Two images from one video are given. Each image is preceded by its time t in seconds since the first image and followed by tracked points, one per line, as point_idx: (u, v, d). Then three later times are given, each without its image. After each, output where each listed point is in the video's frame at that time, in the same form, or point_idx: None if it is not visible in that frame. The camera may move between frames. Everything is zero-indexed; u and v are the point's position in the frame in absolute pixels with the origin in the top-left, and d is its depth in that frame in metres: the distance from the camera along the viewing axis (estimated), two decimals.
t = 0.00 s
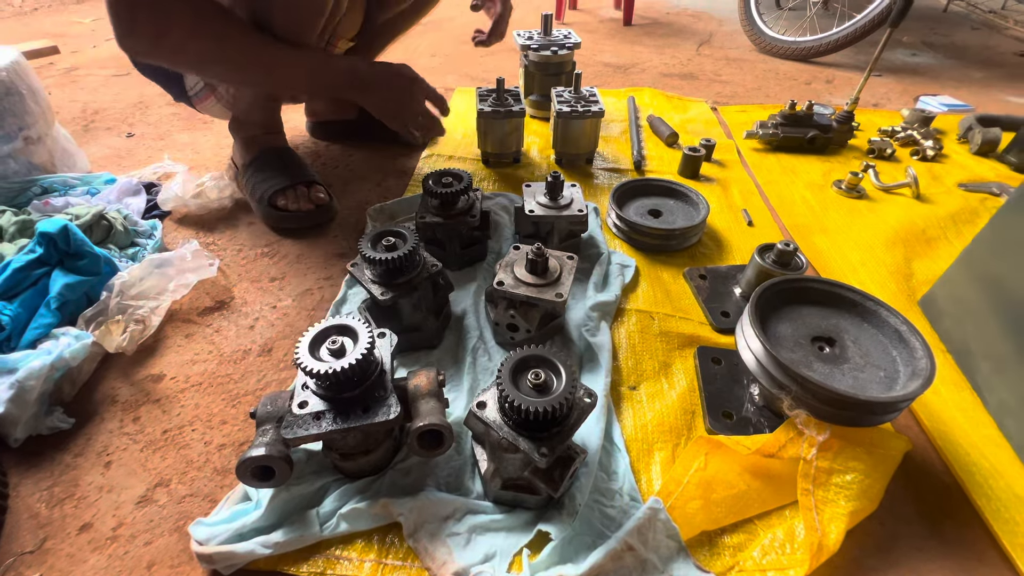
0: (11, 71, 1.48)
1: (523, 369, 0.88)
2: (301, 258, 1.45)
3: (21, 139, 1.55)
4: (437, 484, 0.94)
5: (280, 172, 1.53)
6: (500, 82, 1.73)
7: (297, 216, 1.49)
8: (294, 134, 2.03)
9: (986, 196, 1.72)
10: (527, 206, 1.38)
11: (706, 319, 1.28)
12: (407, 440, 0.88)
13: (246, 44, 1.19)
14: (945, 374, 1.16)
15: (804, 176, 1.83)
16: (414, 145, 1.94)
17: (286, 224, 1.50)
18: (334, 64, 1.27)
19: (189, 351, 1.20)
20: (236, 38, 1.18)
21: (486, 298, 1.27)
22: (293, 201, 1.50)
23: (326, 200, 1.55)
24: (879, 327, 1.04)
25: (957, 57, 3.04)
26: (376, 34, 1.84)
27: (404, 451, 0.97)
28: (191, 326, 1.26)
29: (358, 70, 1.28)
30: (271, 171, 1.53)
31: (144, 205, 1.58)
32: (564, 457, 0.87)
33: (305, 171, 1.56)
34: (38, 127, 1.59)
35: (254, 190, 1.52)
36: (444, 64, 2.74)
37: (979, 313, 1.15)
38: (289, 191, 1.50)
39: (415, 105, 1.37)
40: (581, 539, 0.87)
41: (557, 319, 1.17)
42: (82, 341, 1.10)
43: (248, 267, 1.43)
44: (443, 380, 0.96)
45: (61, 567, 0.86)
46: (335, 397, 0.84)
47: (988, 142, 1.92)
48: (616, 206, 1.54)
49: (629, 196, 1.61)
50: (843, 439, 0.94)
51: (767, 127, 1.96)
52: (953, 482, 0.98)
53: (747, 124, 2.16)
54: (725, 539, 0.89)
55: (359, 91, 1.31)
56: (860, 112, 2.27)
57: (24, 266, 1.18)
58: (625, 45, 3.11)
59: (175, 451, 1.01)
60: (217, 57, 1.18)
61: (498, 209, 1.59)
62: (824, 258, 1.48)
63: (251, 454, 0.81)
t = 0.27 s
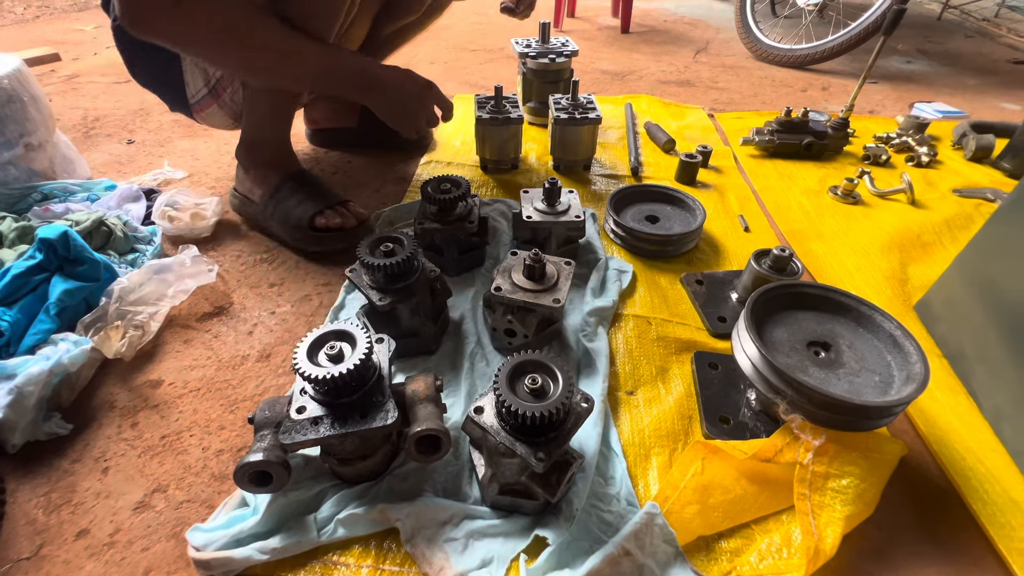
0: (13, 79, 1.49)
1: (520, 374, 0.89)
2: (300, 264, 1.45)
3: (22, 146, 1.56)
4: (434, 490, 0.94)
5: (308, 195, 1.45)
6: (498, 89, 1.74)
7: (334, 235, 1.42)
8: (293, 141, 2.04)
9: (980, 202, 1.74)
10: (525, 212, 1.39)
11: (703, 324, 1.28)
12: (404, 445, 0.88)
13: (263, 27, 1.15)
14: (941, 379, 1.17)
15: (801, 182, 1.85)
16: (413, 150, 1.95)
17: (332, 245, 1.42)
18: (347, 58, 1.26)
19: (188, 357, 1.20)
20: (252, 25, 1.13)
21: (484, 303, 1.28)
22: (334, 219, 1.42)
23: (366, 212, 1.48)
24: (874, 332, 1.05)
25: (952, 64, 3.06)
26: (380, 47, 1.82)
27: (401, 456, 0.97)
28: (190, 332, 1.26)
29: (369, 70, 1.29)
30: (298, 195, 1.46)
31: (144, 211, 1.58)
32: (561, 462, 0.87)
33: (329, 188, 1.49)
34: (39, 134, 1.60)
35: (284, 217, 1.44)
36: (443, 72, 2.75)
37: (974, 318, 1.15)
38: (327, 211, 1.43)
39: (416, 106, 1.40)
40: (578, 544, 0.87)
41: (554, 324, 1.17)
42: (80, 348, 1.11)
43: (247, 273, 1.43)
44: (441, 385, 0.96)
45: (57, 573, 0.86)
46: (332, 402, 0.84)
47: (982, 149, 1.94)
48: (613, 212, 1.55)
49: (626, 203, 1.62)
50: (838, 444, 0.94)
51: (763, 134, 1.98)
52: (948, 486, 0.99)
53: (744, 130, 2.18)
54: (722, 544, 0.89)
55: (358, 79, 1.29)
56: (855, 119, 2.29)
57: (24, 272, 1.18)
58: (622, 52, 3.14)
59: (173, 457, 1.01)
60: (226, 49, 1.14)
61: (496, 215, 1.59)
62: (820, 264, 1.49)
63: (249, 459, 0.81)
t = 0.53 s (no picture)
0: (14, 85, 1.50)
1: (516, 378, 0.89)
2: (298, 269, 1.46)
3: (23, 151, 1.57)
4: (431, 494, 0.94)
5: (304, 208, 1.46)
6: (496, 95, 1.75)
7: (337, 246, 1.43)
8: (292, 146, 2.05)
9: (975, 207, 1.75)
10: (522, 217, 1.39)
11: (699, 329, 1.29)
12: (401, 450, 0.89)
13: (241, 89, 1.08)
14: (936, 383, 1.17)
15: (796, 187, 1.86)
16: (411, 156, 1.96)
17: (332, 257, 1.44)
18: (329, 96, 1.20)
19: (186, 362, 1.20)
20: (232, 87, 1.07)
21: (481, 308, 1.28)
22: (333, 232, 1.43)
23: (363, 220, 1.49)
24: (869, 337, 1.05)
25: (946, 70, 3.09)
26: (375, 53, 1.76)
27: (398, 461, 0.98)
28: (188, 336, 1.26)
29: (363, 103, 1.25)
30: (296, 209, 1.46)
31: (144, 217, 1.59)
32: (558, 466, 0.87)
33: (323, 198, 1.49)
34: (39, 140, 1.61)
35: (282, 235, 1.44)
36: (442, 78, 2.77)
37: (968, 322, 1.16)
38: (323, 224, 1.43)
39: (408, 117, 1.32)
40: (574, 547, 0.87)
41: (551, 329, 1.18)
42: (79, 352, 1.11)
43: (246, 278, 1.44)
44: (438, 390, 0.96)
45: None
46: (330, 407, 0.85)
47: (976, 154, 1.95)
48: (611, 217, 1.56)
49: (623, 208, 1.63)
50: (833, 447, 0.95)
51: (759, 140, 1.99)
52: (943, 490, 0.99)
53: (740, 136, 2.19)
54: (718, 548, 0.89)
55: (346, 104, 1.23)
56: (850, 125, 2.31)
57: (23, 277, 1.20)
58: (620, 58, 3.16)
59: (171, 461, 1.02)
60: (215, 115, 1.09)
61: (494, 221, 1.60)
62: (816, 268, 1.50)
63: (247, 464, 0.81)
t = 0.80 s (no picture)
0: (13, 86, 1.51)
1: (515, 378, 0.90)
2: (297, 270, 1.46)
3: (22, 152, 1.57)
4: (430, 494, 0.94)
5: (303, 209, 1.46)
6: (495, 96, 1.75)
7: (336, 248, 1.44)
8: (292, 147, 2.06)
9: (972, 208, 1.75)
10: (521, 217, 1.40)
11: (697, 328, 1.29)
12: (401, 449, 0.89)
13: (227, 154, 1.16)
14: (933, 382, 1.18)
15: (794, 188, 1.86)
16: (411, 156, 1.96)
17: (331, 258, 1.44)
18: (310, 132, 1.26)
19: (186, 362, 1.20)
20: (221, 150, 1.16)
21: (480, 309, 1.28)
22: (332, 235, 1.44)
23: (362, 222, 1.50)
24: (865, 336, 1.06)
25: (944, 71, 3.10)
26: (372, 50, 1.74)
27: (397, 460, 0.98)
28: (188, 336, 1.27)
29: (352, 123, 1.32)
30: (294, 210, 1.45)
31: (143, 217, 1.59)
32: (556, 465, 0.88)
33: (322, 200, 1.49)
34: (39, 140, 1.61)
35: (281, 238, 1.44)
36: (441, 79, 2.78)
37: (965, 322, 1.17)
38: (323, 227, 1.44)
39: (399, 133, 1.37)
40: (573, 546, 0.88)
41: (550, 328, 1.18)
42: (79, 352, 1.11)
43: (245, 278, 1.44)
44: (437, 390, 0.97)
45: None
46: (329, 406, 0.85)
47: (973, 155, 1.96)
48: (609, 218, 1.56)
49: (621, 208, 1.63)
50: (830, 446, 0.95)
51: (757, 140, 1.99)
52: (940, 488, 1.00)
53: (738, 137, 2.20)
54: (716, 547, 0.90)
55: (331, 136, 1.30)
56: (848, 125, 2.31)
57: (23, 277, 1.20)
58: (618, 59, 3.17)
59: (170, 461, 1.02)
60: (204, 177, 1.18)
61: (494, 221, 1.60)
62: (814, 268, 1.51)
63: (246, 463, 0.81)
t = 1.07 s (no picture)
0: (12, 83, 1.52)
1: (515, 376, 0.90)
2: (297, 268, 1.46)
3: (21, 150, 1.57)
4: (430, 491, 0.95)
5: (302, 207, 1.45)
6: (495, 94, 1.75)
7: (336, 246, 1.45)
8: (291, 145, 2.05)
9: (970, 206, 1.76)
10: (521, 216, 1.40)
11: (697, 326, 1.30)
12: (401, 446, 0.89)
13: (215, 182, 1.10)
14: (931, 379, 1.18)
15: (793, 186, 1.87)
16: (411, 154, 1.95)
17: (330, 257, 1.45)
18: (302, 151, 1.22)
19: (185, 360, 1.21)
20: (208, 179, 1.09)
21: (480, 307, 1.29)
22: (332, 233, 1.44)
23: (362, 220, 1.50)
24: (864, 334, 1.06)
25: (944, 70, 3.10)
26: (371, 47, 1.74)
27: (398, 457, 0.98)
28: (188, 334, 1.27)
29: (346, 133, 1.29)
30: (294, 207, 1.45)
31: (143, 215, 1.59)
32: (556, 462, 0.88)
33: (321, 198, 1.49)
34: (38, 138, 1.62)
35: (282, 236, 1.44)
36: (441, 77, 2.77)
37: (963, 320, 1.17)
38: (323, 226, 1.44)
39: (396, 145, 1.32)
40: (573, 543, 0.88)
41: (550, 326, 1.18)
42: (79, 350, 1.12)
43: (245, 276, 1.44)
44: (437, 387, 0.97)
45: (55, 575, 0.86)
46: (330, 404, 0.85)
47: (972, 153, 1.96)
48: (609, 216, 1.56)
49: (621, 207, 1.63)
50: (828, 443, 0.96)
51: (757, 138, 1.99)
52: (938, 485, 1.00)
53: (738, 135, 2.20)
54: (715, 543, 0.90)
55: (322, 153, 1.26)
56: (848, 124, 2.32)
57: (22, 275, 1.20)
58: (618, 58, 3.16)
59: (170, 459, 1.02)
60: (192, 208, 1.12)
61: (494, 219, 1.61)
62: (814, 267, 1.51)
63: (247, 461, 0.82)
